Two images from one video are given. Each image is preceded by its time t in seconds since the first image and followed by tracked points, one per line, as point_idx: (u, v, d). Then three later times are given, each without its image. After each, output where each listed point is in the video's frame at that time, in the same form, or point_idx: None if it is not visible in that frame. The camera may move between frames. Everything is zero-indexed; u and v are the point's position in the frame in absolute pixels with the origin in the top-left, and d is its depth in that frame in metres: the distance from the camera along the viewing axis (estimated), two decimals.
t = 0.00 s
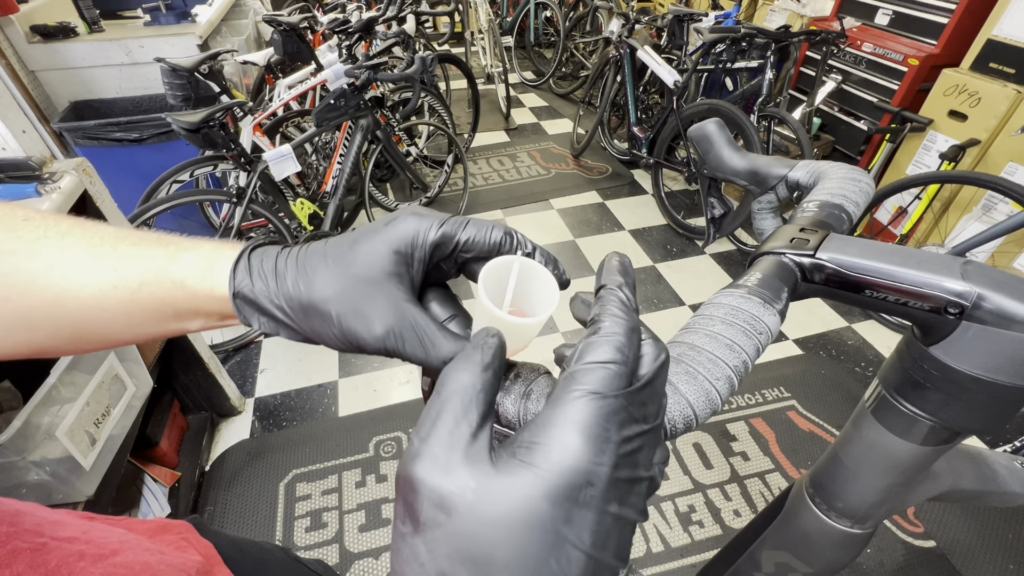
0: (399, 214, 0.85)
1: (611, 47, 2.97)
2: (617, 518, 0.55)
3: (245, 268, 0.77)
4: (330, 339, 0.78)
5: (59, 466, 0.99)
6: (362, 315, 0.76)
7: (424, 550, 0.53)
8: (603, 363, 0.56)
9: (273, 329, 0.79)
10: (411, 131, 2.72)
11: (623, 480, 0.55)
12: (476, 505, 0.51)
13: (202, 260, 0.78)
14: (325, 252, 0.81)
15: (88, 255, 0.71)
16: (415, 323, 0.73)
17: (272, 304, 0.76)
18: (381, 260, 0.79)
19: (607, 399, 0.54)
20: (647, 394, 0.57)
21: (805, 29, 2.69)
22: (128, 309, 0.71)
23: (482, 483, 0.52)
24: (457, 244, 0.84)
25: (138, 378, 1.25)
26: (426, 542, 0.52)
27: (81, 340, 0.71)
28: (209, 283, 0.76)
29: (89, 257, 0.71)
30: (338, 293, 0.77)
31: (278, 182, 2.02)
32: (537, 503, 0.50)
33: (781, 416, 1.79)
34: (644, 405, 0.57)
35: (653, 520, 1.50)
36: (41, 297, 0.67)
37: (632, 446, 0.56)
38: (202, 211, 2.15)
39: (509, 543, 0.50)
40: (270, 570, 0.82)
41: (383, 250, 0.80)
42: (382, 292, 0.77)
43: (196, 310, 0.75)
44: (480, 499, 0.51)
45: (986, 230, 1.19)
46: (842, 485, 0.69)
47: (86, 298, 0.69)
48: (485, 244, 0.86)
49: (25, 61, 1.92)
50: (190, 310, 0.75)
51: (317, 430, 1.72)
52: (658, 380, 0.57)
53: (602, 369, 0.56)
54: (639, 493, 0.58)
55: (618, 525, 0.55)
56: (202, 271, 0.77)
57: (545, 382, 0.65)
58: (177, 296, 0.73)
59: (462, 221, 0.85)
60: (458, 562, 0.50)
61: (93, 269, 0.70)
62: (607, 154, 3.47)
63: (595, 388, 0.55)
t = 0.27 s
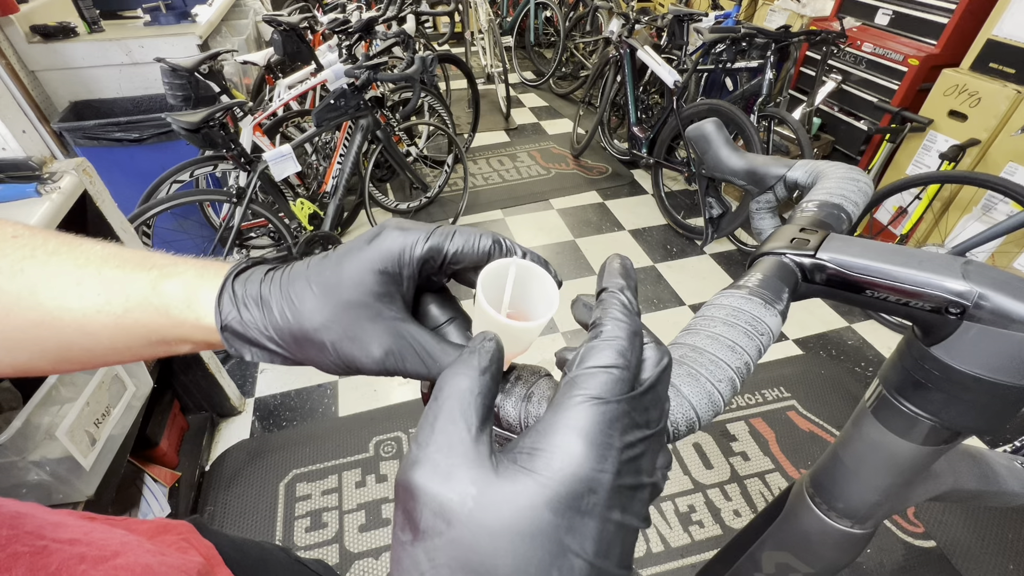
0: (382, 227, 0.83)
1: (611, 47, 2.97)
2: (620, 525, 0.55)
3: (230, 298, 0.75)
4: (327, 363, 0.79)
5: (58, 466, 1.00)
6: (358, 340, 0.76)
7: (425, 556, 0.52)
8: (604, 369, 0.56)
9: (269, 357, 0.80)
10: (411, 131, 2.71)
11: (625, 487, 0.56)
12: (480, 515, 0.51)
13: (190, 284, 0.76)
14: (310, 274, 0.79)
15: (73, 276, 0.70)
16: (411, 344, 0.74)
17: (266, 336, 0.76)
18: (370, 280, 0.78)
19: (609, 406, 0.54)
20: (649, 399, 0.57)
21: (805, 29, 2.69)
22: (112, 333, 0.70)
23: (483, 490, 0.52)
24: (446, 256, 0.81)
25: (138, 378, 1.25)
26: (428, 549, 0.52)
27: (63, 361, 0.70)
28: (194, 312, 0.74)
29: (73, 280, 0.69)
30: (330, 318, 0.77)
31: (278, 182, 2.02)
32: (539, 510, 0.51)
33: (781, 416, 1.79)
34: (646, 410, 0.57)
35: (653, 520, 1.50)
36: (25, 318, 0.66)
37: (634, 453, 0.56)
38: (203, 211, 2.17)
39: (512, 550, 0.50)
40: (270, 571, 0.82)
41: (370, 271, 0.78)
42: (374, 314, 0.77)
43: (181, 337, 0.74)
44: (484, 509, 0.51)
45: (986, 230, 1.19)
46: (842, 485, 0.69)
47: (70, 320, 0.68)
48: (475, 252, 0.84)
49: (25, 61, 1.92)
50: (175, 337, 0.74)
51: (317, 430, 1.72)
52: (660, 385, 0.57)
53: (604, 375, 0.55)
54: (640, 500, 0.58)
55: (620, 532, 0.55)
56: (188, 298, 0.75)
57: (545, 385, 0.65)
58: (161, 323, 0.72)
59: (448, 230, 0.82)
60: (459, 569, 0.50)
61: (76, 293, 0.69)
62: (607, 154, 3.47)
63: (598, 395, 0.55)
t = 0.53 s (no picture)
0: (363, 248, 0.79)
1: (611, 47, 2.97)
2: (603, 510, 0.54)
3: (223, 339, 0.74)
4: (328, 392, 0.80)
5: (58, 466, 1.00)
6: (356, 369, 0.77)
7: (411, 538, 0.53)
8: (586, 355, 0.56)
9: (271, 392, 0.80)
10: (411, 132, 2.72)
11: (607, 471, 0.54)
12: (461, 493, 0.51)
13: (180, 319, 0.75)
14: (297, 305, 0.78)
15: (62, 310, 0.70)
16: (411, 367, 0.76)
17: (266, 377, 0.77)
18: (359, 308, 0.76)
19: (591, 390, 0.54)
20: (633, 385, 0.57)
21: (805, 29, 2.69)
22: (101, 368, 0.70)
23: (464, 471, 0.52)
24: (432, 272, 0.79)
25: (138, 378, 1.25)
26: (413, 531, 0.53)
27: (53, 394, 0.70)
28: (185, 350, 0.74)
29: (62, 315, 0.70)
30: (325, 351, 0.77)
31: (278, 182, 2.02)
32: (521, 491, 0.50)
33: (781, 416, 1.79)
34: (631, 397, 0.57)
35: (653, 520, 1.50)
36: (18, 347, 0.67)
37: (619, 439, 0.55)
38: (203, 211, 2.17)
39: (492, 531, 0.49)
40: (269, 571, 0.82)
41: (356, 298, 0.76)
42: (368, 341, 0.76)
43: (171, 373, 0.74)
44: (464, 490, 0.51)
45: (987, 230, 1.19)
46: (842, 485, 0.69)
47: (59, 354, 0.68)
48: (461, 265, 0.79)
49: (25, 61, 1.92)
50: (165, 373, 0.73)
51: (317, 430, 1.72)
52: (644, 372, 0.58)
53: (587, 361, 0.55)
54: (625, 484, 0.57)
55: (604, 517, 0.54)
56: (178, 335, 0.74)
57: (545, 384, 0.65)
58: (151, 361, 0.72)
59: (431, 245, 0.79)
60: (442, 549, 0.50)
61: (66, 328, 0.69)
62: (607, 154, 3.47)
63: (580, 380, 0.54)
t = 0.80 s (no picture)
0: (363, 250, 0.79)
1: (611, 47, 2.97)
2: (593, 473, 0.52)
3: (218, 348, 0.75)
4: (326, 395, 0.80)
5: (59, 466, 1.01)
6: (354, 371, 0.77)
7: (414, 495, 0.55)
8: (577, 326, 0.58)
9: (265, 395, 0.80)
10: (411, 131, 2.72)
11: (598, 434, 0.53)
12: (458, 449, 0.53)
13: (172, 327, 0.76)
14: (294, 307, 0.78)
15: (54, 322, 0.70)
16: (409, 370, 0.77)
17: (262, 378, 0.77)
18: (356, 310, 0.76)
19: (581, 355, 0.55)
20: (622, 357, 0.59)
21: (805, 29, 2.69)
22: (96, 379, 0.70)
23: (464, 428, 0.54)
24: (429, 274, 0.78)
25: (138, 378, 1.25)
26: (416, 487, 0.55)
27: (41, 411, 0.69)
28: (180, 358, 0.75)
29: (55, 326, 0.69)
30: (323, 355, 0.77)
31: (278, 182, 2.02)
32: (509, 446, 0.50)
33: (781, 416, 1.79)
34: (621, 367, 0.58)
35: (653, 520, 1.50)
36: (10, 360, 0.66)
37: (612, 406, 0.55)
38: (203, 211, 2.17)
39: (479, 483, 0.49)
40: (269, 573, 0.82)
41: (354, 300, 0.76)
42: (366, 345, 0.77)
43: (166, 381, 0.75)
44: (461, 445, 0.53)
45: (987, 230, 1.19)
46: (843, 485, 0.69)
47: (53, 366, 0.68)
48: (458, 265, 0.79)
49: (25, 61, 1.92)
50: (160, 381, 0.74)
51: (317, 430, 1.72)
52: (632, 347, 0.61)
53: (577, 330, 0.58)
54: (619, 452, 0.54)
55: (594, 481, 0.52)
56: (171, 342, 0.75)
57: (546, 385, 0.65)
58: (145, 370, 0.72)
59: (429, 245, 0.78)
60: (435, 502, 0.51)
61: (58, 340, 0.69)
62: (607, 154, 3.47)
63: (571, 346, 0.56)
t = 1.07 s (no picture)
0: (368, 238, 0.80)
1: (611, 47, 2.97)
2: (597, 474, 0.52)
3: (209, 317, 0.74)
4: (313, 376, 0.77)
5: (58, 466, 1.01)
6: (344, 352, 0.75)
7: (414, 497, 0.55)
8: (579, 326, 0.59)
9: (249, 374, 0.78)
10: (411, 131, 2.72)
11: (602, 435, 0.53)
12: (461, 450, 0.53)
13: (164, 306, 0.75)
14: (291, 287, 0.78)
15: (46, 306, 0.69)
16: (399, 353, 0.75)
17: (249, 352, 0.75)
18: (356, 293, 0.76)
19: (584, 355, 0.55)
20: (624, 358, 0.59)
21: (805, 29, 2.69)
22: (88, 360, 0.69)
23: (466, 429, 0.55)
24: (432, 266, 0.80)
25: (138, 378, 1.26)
26: (417, 489, 0.55)
27: (37, 400, 0.68)
28: (172, 333, 0.74)
29: (46, 309, 0.69)
30: (314, 332, 0.75)
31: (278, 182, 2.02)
32: (514, 447, 0.51)
33: (781, 415, 1.79)
34: (623, 368, 0.58)
35: (653, 520, 1.50)
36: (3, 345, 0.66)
37: (615, 407, 0.55)
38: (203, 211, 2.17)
39: (483, 484, 0.50)
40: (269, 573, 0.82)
41: (357, 283, 0.77)
42: (360, 325, 0.75)
43: (159, 361, 0.73)
44: (463, 446, 0.53)
45: (987, 230, 1.19)
46: (842, 485, 0.69)
47: (43, 350, 0.67)
48: (463, 261, 0.82)
49: (25, 61, 1.92)
50: (152, 361, 0.73)
51: (317, 430, 1.72)
52: (634, 347, 0.61)
53: (579, 331, 0.58)
54: (622, 452, 0.55)
55: (599, 482, 0.52)
56: (163, 318, 0.74)
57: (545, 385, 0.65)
58: (137, 347, 0.71)
59: (437, 239, 0.81)
60: (437, 504, 0.51)
61: (49, 322, 0.68)
62: (607, 154, 3.47)
63: (573, 346, 0.56)
